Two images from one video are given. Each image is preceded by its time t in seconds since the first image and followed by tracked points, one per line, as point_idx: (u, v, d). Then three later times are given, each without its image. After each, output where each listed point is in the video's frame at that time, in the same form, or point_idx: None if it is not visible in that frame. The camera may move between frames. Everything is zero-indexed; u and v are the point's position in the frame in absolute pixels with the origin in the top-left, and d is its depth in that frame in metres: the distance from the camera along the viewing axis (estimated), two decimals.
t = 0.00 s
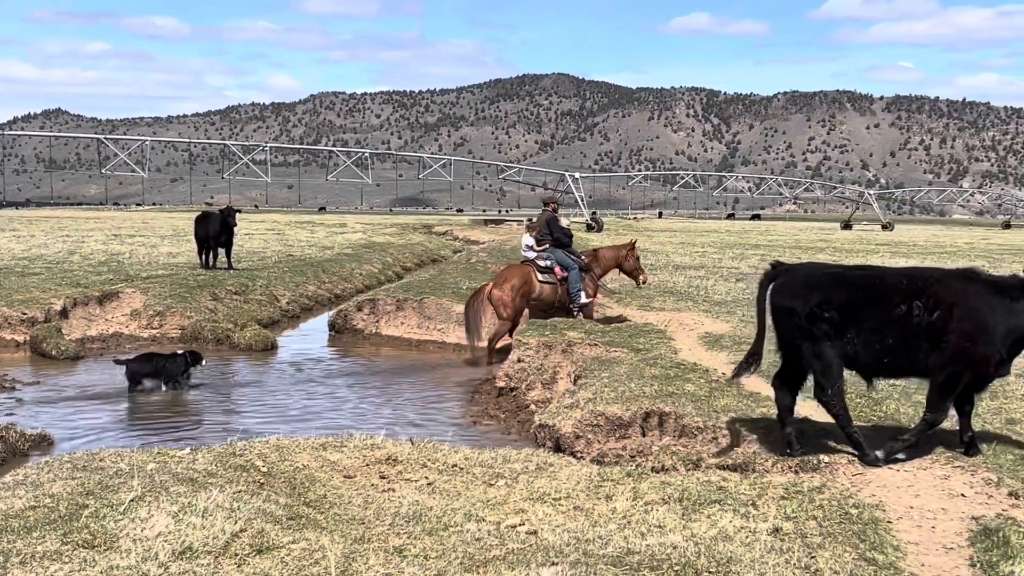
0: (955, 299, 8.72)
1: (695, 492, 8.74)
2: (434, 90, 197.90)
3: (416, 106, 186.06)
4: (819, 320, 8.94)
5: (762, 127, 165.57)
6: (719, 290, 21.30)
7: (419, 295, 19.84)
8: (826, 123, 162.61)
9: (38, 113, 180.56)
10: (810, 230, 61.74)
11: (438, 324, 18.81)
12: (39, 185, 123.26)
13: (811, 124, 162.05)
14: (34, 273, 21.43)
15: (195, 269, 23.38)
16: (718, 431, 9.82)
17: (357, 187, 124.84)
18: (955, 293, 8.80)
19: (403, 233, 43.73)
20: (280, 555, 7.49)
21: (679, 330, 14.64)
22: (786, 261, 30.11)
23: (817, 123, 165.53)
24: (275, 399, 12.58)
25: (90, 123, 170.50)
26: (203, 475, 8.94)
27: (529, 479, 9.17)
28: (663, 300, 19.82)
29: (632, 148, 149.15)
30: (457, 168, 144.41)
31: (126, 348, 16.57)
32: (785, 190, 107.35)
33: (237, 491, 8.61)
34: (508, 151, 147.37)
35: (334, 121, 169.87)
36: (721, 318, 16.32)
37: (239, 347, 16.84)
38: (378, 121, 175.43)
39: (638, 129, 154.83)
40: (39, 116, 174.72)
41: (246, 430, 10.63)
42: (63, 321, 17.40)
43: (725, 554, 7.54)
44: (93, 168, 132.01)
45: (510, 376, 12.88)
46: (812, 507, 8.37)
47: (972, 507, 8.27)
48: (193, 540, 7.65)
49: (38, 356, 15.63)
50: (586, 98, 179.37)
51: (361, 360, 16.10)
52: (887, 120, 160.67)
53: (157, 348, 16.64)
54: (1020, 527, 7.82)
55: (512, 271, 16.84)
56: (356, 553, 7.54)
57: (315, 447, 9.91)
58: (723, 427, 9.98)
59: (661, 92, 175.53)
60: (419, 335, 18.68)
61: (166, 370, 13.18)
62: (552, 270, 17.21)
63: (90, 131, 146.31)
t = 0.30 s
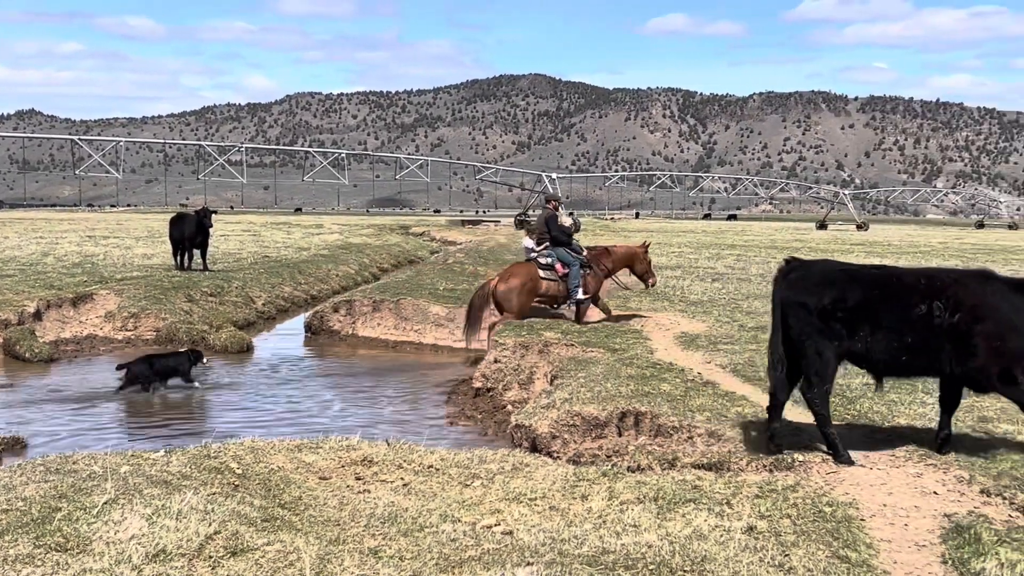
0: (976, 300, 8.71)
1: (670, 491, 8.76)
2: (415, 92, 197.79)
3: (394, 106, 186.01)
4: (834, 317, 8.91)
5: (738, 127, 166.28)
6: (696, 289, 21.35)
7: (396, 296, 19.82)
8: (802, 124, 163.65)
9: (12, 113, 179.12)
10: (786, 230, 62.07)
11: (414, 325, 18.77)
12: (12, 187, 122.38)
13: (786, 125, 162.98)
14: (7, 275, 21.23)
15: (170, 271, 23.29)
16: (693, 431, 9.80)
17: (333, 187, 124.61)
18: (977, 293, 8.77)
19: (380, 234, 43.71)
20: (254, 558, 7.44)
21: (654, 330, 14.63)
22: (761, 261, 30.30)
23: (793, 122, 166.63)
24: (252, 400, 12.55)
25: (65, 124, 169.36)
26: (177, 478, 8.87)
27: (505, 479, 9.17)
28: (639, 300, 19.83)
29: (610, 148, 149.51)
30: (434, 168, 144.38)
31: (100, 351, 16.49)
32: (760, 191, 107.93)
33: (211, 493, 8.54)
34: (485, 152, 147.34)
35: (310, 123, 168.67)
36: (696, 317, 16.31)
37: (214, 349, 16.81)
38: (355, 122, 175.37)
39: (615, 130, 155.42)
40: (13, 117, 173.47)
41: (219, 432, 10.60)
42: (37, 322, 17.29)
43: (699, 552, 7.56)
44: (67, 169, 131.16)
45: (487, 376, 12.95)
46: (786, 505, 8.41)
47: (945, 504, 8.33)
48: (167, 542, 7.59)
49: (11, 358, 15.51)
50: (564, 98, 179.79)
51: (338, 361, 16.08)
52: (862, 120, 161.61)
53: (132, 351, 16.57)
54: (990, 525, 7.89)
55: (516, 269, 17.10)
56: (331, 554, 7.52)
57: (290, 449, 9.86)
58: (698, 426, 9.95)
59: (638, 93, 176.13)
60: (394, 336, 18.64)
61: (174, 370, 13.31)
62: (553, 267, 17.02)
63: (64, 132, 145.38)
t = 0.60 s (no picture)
0: (992, 302, 8.52)
1: (646, 491, 8.78)
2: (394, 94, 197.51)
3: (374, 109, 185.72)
4: (847, 317, 8.82)
5: (713, 129, 166.81)
6: (672, 291, 21.44)
7: (373, 298, 19.79)
8: (777, 125, 164.56)
9: None
10: (761, 231, 62.41)
11: (391, 328, 18.73)
12: None
13: (762, 126, 163.80)
14: None
15: (144, 274, 23.17)
16: (669, 432, 9.81)
17: (311, 189, 124.23)
18: (993, 297, 8.58)
19: (356, 236, 43.69)
20: (228, 562, 7.37)
21: (631, 331, 14.66)
22: (738, 261, 30.59)
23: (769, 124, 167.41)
24: (227, 403, 12.50)
25: (40, 126, 168.08)
26: (151, 482, 8.81)
27: (482, 481, 9.17)
28: (616, 302, 19.89)
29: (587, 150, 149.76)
30: (412, 171, 144.30)
31: (74, 355, 16.40)
32: (736, 193, 108.39)
33: (185, 497, 8.47)
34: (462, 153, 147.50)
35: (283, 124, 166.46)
36: (673, 319, 16.36)
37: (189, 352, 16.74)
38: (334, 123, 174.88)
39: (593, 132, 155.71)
40: None
41: (196, 436, 10.56)
42: (10, 326, 17.15)
43: (675, 553, 7.56)
44: (40, 173, 130.10)
45: (463, 379, 12.98)
46: (760, 505, 8.43)
47: (918, 503, 8.37)
48: (140, 547, 7.49)
49: None
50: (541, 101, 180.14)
51: (315, 363, 16.05)
52: (837, 122, 163.20)
53: (106, 354, 16.50)
54: (964, 524, 7.93)
55: (523, 268, 17.29)
56: (305, 557, 7.47)
57: (265, 452, 9.84)
58: (674, 427, 9.96)
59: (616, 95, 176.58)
60: (372, 338, 18.61)
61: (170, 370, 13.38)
62: (555, 262, 17.12)
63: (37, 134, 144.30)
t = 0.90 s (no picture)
0: (997, 297, 8.63)
1: (621, 494, 8.80)
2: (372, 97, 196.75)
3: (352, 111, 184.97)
4: (856, 322, 8.83)
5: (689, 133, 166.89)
6: (647, 293, 21.51)
7: (348, 301, 19.75)
8: (752, 129, 164.97)
9: None
10: (736, 234, 62.51)
11: (367, 331, 18.72)
12: None
13: (737, 130, 164.12)
14: None
15: (118, 278, 23.05)
16: (644, 435, 9.84)
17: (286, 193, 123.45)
18: (1000, 293, 8.68)
19: (332, 240, 43.51)
20: (200, 568, 7.28)
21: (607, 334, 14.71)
22: (711, 264, 30.70)
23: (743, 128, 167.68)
24: (201, 408, 12.49)
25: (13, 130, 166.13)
26: (123, 488, 8.72)
27: (457, 485, 9.16)
28: (592, 305, 19.96)
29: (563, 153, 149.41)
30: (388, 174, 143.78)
31: (46, 360, 16.29)
32: (712, 195, 108.22)
33: (158, 503, 8.39)
34: (438, 156, 146.79)
35: (260, 126, 165.39)
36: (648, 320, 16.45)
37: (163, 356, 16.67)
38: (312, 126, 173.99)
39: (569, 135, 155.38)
40: None
41: (157, 441, 10.54)
42: None
43: (649, 555, 7.56)
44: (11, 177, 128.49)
45: (439, 383, 13.02)
46: (734, 508, 8.46)
47: (891, 504, 8.43)
48: (112, 552, 7.37)
49: None
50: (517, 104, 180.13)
51: (290, 368, 16.01)
52: (812, 125, 163.39)
53: (79, 359, 16.41)
54: (936, 524, 7.98)
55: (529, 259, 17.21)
56: (279, 562, 7.41)
57: (239, 457, 9.81)
58: (649, 430, 9.99)
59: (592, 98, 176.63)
60: (348, 342, 18.60)
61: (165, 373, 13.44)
62: (563, 252, 17.00)
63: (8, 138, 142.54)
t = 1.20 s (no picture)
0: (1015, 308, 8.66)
1: (595, 498, 8.82)
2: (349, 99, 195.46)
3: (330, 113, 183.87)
4: (876, 330, 8.96)
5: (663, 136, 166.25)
6: (622, 298, 21.52)
7: (322, 306, 19.69)
8: (726, 133, 165.09)
9: None
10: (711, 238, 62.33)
11: (341, 336, 18.67)
12: None
13: (711, 134, 164.04)
14: None
15: (90, 283, 22.88)
16: (617, 439, 9.87)
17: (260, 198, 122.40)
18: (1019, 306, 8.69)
19: (306, 244, 43.25)
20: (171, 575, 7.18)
21: (581, 338, 14.71)
22: (686, 268, 30.77)
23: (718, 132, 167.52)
24: (172, 415, 12.42)
25: None
26: (94, 495, 8.65)
27: (431, 490, 9.15)
28: (566, 310, 19.95)
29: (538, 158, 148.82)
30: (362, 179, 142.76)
31: (17, 367, 16.18)
32: (686, 200, 108.00)
33: (129, 510, 8.32)
34: (413, 161, 145.98)
35: (236, 130, 163.97)
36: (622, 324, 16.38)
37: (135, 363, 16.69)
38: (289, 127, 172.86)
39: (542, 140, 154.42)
40: None
41: (119, 449, 10.49)
42: None
43: (623, 560, 7.56)
44: None
45: (413, 388, 13.02)
46: (708, 512, 8.49)
47: (862, 507, 8.49)
48: (82, 561, 7.27)
49: None
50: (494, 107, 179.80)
51: (263, 373, 15.97)
52: (785, 129, 163.58)
53: (50, 366, 16.30)
54: (906, 527, 8.05)
55: (529, 253, 17.32)
56: (250, 569, 7.34)
57: (212, 463, 9.77)
58: (622, 435, 10.01)
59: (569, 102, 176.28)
60: (322, 347, 18.55)
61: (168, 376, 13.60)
62: (561, 248, 17.00)
63: None
